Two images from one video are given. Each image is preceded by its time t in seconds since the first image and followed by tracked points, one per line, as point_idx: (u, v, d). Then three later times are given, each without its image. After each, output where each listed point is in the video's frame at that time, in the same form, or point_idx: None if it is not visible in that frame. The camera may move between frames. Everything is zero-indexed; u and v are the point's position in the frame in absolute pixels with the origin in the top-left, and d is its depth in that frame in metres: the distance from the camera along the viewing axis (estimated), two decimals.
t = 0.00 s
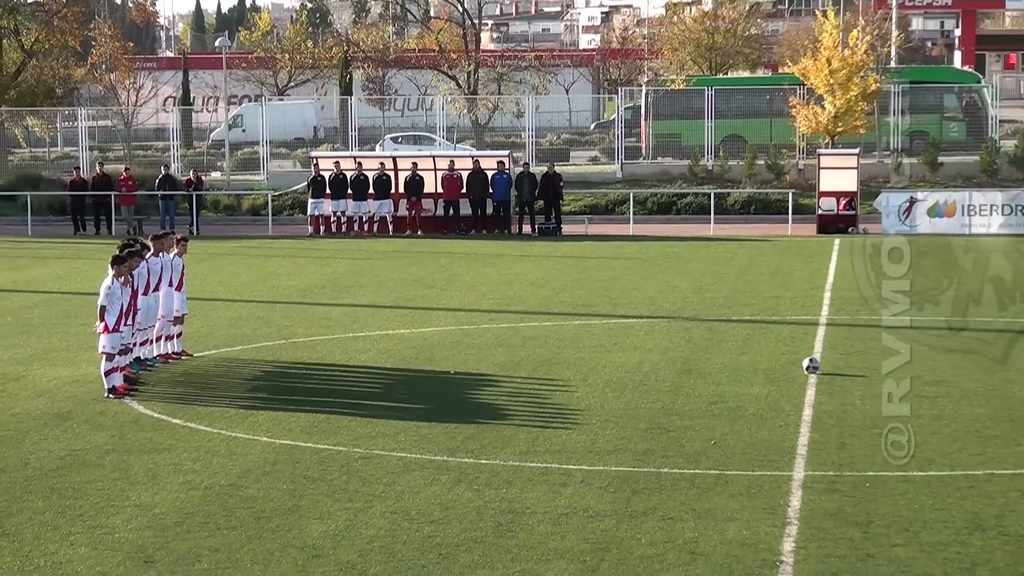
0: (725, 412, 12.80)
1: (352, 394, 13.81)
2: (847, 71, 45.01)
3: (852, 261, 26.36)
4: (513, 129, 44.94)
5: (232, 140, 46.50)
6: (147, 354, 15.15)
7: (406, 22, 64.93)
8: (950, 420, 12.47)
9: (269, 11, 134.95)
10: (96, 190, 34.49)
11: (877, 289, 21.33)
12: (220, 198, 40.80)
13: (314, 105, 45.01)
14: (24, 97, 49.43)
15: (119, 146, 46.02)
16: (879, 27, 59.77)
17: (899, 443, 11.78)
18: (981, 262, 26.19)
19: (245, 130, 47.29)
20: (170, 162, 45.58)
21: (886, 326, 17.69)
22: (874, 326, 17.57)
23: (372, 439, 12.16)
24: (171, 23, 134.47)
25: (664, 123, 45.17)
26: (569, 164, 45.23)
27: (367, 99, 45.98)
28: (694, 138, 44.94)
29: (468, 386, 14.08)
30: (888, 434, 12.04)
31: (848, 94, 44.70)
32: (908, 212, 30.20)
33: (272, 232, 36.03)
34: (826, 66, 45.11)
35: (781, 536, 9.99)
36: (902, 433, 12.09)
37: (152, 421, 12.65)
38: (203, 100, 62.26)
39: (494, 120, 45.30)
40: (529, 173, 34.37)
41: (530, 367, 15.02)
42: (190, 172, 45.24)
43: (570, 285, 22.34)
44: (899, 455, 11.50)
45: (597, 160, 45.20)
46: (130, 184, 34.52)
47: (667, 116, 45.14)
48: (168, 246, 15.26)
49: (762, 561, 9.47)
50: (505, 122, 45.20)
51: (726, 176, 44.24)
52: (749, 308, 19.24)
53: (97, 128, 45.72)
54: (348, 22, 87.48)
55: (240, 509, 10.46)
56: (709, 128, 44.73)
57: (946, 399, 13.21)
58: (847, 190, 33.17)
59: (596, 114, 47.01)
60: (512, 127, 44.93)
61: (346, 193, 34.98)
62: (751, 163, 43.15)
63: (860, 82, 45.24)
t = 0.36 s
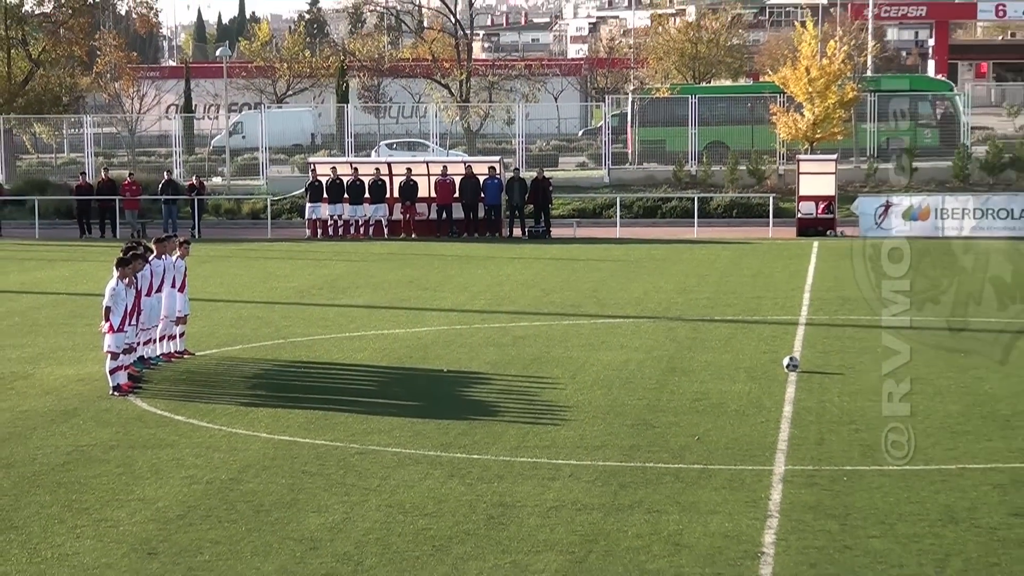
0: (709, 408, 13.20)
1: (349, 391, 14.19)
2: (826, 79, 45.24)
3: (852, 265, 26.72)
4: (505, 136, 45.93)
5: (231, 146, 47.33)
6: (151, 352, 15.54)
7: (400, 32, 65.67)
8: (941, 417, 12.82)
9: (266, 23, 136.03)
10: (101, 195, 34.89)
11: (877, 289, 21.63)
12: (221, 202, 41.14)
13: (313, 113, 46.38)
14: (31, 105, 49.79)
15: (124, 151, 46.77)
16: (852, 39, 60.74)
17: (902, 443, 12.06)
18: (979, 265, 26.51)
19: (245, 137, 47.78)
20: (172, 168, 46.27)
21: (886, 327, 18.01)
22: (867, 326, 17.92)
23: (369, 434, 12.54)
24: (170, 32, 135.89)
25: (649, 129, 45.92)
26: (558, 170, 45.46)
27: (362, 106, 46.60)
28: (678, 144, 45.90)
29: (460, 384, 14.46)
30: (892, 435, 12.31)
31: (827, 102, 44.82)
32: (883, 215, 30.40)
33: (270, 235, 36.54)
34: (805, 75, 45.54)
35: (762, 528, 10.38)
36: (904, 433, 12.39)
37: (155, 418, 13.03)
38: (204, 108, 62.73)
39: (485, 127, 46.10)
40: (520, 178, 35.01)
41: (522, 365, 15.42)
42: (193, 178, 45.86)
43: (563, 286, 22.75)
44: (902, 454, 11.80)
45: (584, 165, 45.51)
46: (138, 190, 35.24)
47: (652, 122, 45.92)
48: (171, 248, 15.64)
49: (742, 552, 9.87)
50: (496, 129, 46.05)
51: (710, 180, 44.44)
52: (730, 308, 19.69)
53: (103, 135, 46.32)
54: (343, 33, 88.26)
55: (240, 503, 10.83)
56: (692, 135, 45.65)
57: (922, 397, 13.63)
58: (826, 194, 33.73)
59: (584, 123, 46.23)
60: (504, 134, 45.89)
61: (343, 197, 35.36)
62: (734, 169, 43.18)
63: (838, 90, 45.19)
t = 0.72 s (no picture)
0: (688, 404, 13.62)
1: (338, 387, 14.59)
2: (800, 86, 45.82)
3: (855, 265, 26.98)
4: (491, 141, 46.26)
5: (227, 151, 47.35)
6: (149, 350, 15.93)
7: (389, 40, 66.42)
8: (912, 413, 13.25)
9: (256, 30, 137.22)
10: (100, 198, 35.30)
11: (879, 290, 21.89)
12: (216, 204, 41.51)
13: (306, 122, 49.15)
14: (32, 111, 50.25)
15: (122, 156, 46.91)
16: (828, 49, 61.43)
17: (902, 443, 12.31)
18: (982, 267, 26.78)
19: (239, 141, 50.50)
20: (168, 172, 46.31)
21: (886, 327, 18.35)
22: (850, 324, 18.34)
23: (359, 429, 12.93)
24: (163, 40, 136.96)
25: (632, 134, 46.14)
26: (541, 174, 46.99)
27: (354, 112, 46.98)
28: (658, 148, 45.98)
29: (446, 380, 14.87)
30: (888, 434, 12.59)
31: (801, 108, 45.61)
32: (856, 217, 33.57)
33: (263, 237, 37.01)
34: (780, 82, 45.98)
35: (738, 520, 10.79)
36: (903, 433, 12.64)
37: (152, 413, 13.40)
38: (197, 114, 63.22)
39: (472, 133, 46.39)
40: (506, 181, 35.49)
41: (507, 361, 15.83)
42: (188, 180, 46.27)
43: (551, 286, 23.16)
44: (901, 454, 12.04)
45: (567, 169, 46.88)
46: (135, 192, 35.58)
47: (635, 126, 46.08)
48: (166, 250, 16.09)
49: (717, 543, 10.28)
50: (482, 134, 46.42)
51: (689, 183, 44.91)
52: (708, 306, 20.16)
53: (102, 140, 46.67)
54: (332, 41, 89.12)
55: (235, 495, 11.21)
56: (671, 139, 45.69)
57: (892, 392, 14.07)
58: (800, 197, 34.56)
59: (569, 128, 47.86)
60: (490, 139, 46.26)
61: (334, 200, 35.76)
62: (712, 173, 43.73)
63: (811, 96, 45.99)
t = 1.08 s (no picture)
0: (657, 398, 14.07)
1: (319, 383, 14.99)
2: (766, 92, 45.92)
3: (855, 265, 27.30)
4: (468, 145, 46.83)
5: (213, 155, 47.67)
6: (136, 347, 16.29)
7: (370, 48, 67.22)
8: (875, 408, 13.72)
9: (238, 39, 138.29)
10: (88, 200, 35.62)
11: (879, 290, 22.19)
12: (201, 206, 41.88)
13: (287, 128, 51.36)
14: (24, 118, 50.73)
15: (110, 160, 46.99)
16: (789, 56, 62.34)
17: (902, 444, 12.59)
18: (979, 267, 27.10)
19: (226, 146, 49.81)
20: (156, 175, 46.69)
21: (886, 327, 18.72)
22: (824, 322, 18.81)
23: (340, 424, 13.33)
24: (150, 49, 137.52)
25: (600, 139, 47.09)
26: (517, 177, 47.05)
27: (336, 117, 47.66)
28: (629, 153, 46.88)
29: (424, 376, 15.28)
30: (888, 434, 12.87)
31: (766, 113, 45.83)
32: (818, 219, 35.04)
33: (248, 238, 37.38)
34: (746, 88, 46.04)
35: (705, 511, 11.21)
36: (904, 433, 12.92)
37: (140, 409, 13.77)
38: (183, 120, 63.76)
39: (449, 138, 46.72)
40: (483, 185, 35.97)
41: (483, 358, 16.25)
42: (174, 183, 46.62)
43: (530, 285, 23.56)
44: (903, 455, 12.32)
45: (542, 173, 47.20)
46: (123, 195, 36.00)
47: (608, 132, 47.14)
48: (153, 251, 16.46)
49: (685, 533, 10.70)
50: (460, 139, 46.81)
51: (659, 187, 45.56)
52: (680, 305, 20.60)
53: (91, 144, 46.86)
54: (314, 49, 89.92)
55: (220, 487, 11.60)
56: (641, 145, 46.75)
57: (852, 387, 14.55)
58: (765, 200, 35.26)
59: (541, 133, 48.24)
60: (468, 144, 46.77)
61: (316, 203, 36.23)
62: (680, 176, 44.25)
63: (776, 102, 46.16)
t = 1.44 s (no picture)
0: (620, 394, 14.55)
1: (292, 380, 15.40)
2: (725, 98, 47.08)
3: (856, 270, 27.63)
4: (438, 149, 47.79)
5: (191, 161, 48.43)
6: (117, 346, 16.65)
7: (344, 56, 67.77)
8: (835, 403, 14.24)
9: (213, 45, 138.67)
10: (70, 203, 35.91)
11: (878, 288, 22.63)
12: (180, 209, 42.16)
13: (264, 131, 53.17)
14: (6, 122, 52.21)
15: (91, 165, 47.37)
16: (748, 65, 63.18)
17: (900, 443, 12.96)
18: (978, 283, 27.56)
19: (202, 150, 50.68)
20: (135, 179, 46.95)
21: (887, 327, 19.14)
22: (791, 321, 19.32)
23: (314, 419, 13.74)
24: (129, 57, 137.89)
25: (566, 145, 47.31)
26: (486, 181, 47.59)
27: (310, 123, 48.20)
28: (591, 158, 47.12)
29: (396, 373, 15.72)
30: (889, 434, 13.22)
31: (726, 120, 46.77)
32: (777, 221, 35.56)
33: (225, 240, 37.77)
34: (706, 95, 47.22)
35: (667, 503, 11.64)
36: (902, 433, 13.30)
37: (119, 405, 14.13)
38: (163, 125, 63.98)
39: (421, 142, 47.86)
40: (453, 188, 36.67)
41: (454, 356, 16.70)
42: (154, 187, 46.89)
43: (502, 285, 24.00)
44: (901, 454, 12.67)
45: (510, 177, 47.45)
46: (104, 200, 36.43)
47: (576, 137, 47.31)
48: (133, 252, 16.83)
49: (648, 524, 11.13)
50: (430, 144, 47.93)
51: (623, 190, 46.34)
52: (641, 304, 21.06)
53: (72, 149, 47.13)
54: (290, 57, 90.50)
55: (198, 481, 11.98)
56: (605, 151, 47.08)
57: (807, 383, 15.07)
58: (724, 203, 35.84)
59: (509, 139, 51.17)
60: (437, 148, 47.78)
61: (291, 206, 36.80)
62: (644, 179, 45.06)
63: (736, 109, 47.32)
